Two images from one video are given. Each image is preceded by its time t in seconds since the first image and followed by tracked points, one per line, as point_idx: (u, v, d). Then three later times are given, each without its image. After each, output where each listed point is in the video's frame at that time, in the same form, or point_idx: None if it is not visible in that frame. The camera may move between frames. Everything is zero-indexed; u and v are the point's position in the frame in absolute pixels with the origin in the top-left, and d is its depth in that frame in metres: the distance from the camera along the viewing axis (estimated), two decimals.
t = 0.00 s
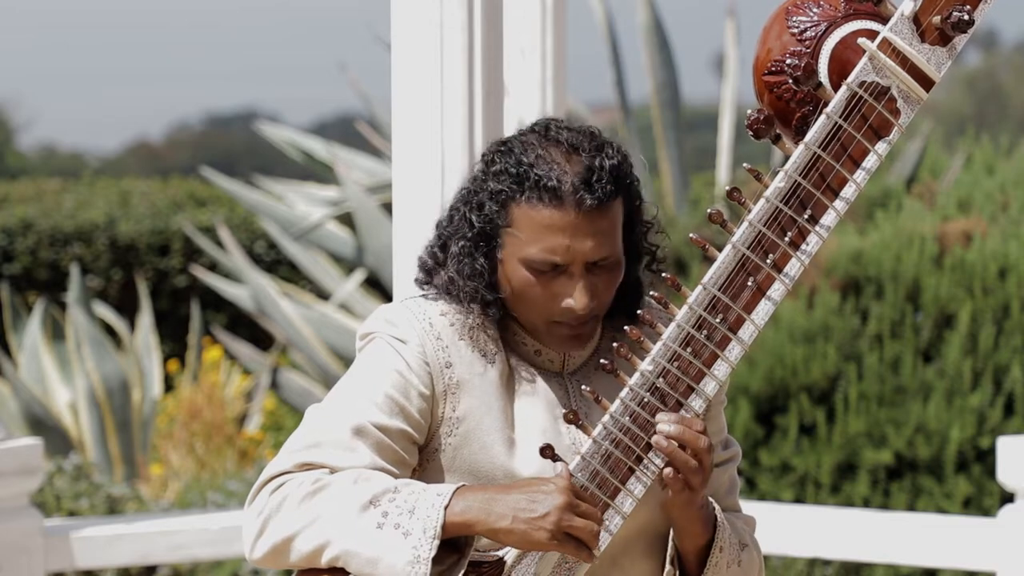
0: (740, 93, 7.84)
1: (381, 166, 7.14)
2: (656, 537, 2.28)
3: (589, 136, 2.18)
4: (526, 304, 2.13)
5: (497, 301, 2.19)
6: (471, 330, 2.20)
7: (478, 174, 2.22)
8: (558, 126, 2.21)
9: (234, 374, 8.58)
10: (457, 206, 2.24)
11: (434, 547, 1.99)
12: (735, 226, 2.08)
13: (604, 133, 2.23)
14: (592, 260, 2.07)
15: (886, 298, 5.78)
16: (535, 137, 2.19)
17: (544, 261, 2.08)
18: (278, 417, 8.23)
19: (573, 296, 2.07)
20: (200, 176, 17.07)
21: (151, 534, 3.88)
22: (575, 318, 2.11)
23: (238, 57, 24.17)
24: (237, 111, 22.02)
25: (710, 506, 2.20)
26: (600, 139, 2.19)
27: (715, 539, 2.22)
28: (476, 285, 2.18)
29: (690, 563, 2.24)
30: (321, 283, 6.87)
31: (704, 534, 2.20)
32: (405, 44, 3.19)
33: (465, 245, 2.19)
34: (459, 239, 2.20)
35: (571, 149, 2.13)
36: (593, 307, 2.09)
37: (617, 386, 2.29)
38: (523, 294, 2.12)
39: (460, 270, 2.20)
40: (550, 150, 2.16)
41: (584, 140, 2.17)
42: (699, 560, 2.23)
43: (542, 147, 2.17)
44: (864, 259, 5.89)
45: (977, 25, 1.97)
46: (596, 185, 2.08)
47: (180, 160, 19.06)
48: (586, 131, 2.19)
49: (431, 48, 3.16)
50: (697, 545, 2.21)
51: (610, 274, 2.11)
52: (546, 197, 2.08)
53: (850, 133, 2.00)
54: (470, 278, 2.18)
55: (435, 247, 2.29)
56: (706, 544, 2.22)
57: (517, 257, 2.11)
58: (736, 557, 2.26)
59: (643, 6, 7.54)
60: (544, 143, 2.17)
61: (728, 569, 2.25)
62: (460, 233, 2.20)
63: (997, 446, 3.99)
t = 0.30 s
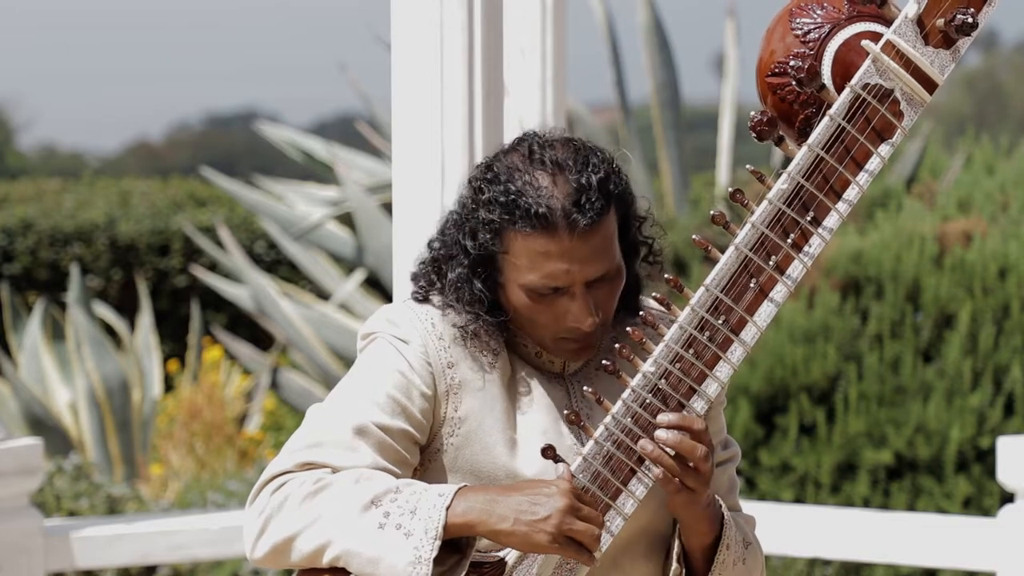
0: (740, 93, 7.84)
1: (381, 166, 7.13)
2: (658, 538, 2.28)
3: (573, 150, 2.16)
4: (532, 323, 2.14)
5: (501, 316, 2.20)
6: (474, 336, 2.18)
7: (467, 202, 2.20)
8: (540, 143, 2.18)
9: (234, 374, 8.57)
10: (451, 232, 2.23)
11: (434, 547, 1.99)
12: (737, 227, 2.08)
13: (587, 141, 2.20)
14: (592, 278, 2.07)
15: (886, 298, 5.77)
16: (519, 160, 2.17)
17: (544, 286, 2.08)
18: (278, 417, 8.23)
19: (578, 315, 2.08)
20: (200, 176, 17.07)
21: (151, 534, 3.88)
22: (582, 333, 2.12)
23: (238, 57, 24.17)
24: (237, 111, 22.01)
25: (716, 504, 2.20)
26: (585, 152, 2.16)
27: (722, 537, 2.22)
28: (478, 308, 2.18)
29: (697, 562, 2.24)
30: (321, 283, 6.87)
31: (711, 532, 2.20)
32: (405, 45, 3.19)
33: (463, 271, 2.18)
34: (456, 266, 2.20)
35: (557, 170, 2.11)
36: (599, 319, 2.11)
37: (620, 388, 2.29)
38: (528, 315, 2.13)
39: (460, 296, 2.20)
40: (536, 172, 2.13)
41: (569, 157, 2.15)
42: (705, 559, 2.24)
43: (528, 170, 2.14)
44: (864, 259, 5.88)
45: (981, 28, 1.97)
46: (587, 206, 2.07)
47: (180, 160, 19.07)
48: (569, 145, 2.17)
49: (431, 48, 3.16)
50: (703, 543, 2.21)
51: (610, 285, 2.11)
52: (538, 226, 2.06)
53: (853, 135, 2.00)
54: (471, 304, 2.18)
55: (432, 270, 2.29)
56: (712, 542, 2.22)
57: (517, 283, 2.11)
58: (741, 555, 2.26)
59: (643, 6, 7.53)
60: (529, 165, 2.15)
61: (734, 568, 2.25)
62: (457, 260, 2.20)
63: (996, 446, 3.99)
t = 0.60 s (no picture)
0: (740, 94, 7.84)
1: (381, 166, 7.13)
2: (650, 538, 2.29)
3: (579, 153, 2.14)
4: (533, 322, 2.15)
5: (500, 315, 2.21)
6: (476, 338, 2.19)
7: (471, 201, 2.19)
8: (546, 144, 2.17)
9: (234, 374, 8.57)
10: (455, 228, 2.23)
11: (433, 548, 1.99)
12: (735, 226, 2.08)
13: (592, 143, 2.19)
14: (594, 281, 2.07)
15: (886, 298, 5.78)
16: (525, 162, 2.15)
17: (546, 289, 2.08)
18: (278, 417, 8.23)
19: (576, 317, 2.09)
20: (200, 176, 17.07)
21: (151, 534, 3.87)
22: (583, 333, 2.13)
23: (238, 57, 24.18)
24: (237, 111, 22.01)
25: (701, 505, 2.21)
26: (591, 154, 2.15)
27: (705, 535, 2.22)
28: (478, 307, 2.18)
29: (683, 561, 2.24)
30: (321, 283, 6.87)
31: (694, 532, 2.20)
32: (405, 45, 3.19)
33: (465, 270, 2.18)
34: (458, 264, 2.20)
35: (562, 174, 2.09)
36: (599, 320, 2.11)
37: (617, 388, 2.30)
38: (528, 315, 2.13)
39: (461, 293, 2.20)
40: (542, 175, 2.12)
41: (575, 159, 2.13)
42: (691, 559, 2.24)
43: (533, 172, 2.12)
44: (864, 259, 5.88)
45: (978, 25, 1.97)
46: (591, 211, 2.06)
47: (180, 160, 19.07)
48: (575, 147, 2.15)
49: (431, 48, 3.16)
50: (688, 542, 2.21)
51: (612, 287, 2.12)
52: (542, 230, 2.05)
53: (850, 133, 2.00)
54: (472, 303, 2.18)
55: (434, 265, 2.28)
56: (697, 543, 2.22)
57: (519, 284, 2.11)
58: (728, 554, 2.25)
59: (643, 6, 7.53)
60: (535, 168, 2.13)
61: (720, 568, 2.25)
62: (459, 258, 2.19)
63: (997, 446, 3.98)
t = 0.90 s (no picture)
0: (740, 94, 7.84)
1: (381, 166, 7.14)
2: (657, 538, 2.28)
3: (579, 117, 2.21)
4: (541, 290, 2.12)
5: (503, 293, 2.19)
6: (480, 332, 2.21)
7: (474, 167, 2.21)
8: (545, 110, 2.23)
9: (234, 374, 8.57)
10: (457, 204, 2.24)
11: (433, 549, 1.99)
12: (734, 226, 2.08)
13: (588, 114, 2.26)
14: (606, 234, 2.08)
15: (886, 298, 5.77)
16: (528, 122, 2.21)
17: (559, 239, 2.08)
18: (279, 417, 8.22)
19: (592, 271, 2.07)
20: (200, 176, 17.07)
21: (151, 534, 3.87)
22: (592, 299, 2.11)
23: (238, 57, 24.17)
24: (237, 110, 22.00)
25: (712, 507, 2.19)
26: (590, 118, 2.21)
27: (717, 540, 2.21)
28: (485, 278, 2.18)
29: (693, 564, 2.23)
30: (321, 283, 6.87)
31: (705, 535, 2.18)
32: (404, 45, 3.19)
33: (471, 239, 2.18)
34: (463, 234, 2.20)
35: (568, 127, 2.15)
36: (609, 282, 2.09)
37: (616, 386, 2.29)
38: (538, 278, 2.11)
39: (466, 265, 2.20)
40: (546, 132, 2.17)
41: (576, 120, 2.19)
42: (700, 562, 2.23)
43: (537, 130, 2.18)
44: (864, 259, 5.88)
45: (975, 23, 1.97)
46: (600, 158, 2.11)
47: (180, 160, 19.07)
48: (575, 113, 2.22)
49: (431, 47, 3.16)
50: (699, 546, 2.20)
51: (621, 249, 2.12)
52: (554, 175, 2.09)
53: (848, 131, 2.00)
54: (479, 271, 2.18)
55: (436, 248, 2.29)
56: (707, 545, 2.21)
57: (530, 242, 2.11)
58: (738, 558, 2.25)
59: (643, 6, 7.53)
60: (538, 126, 2.19)
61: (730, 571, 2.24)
62: (464, 229, 2.20)
63: (997, 446, 3.98)
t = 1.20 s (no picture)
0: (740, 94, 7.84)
1: (381, 166, 7.14)
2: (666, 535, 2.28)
3: (568, 122, 2.20)
4: (533, 299, 2.14)
5: (501, 300, 2.19)
6: (476, 331, 2.20)
7: (464, 176, 2.21)
8: (534, 116, 2.22)
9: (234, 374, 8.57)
10: (449, 212, 2.24)
11: (434, 547, 1.99)
12: (735, 226, 2.08)
13: (580, 117, 2.25)
14: (594, 243, 2.09)
15: (886, 298, 5.77)
16: (516, 131, 2.20)
17: (546, 252, 2.09)
18: (279, 417, 8.22)
19: (581, 282, 2.09)
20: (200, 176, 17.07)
21: (151, 534, 3.87)
22: (583, 306, 2.12)
23: (238, 58, 24.18)
24: (237, 110, 22.00)
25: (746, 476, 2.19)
26: (580, 124, 2.20)
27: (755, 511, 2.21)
28: (479, 286, 2.18)
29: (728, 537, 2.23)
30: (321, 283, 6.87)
31: (742, 504, 2.18)
32: (405, 45, 3.19)
33: (463, 248, 2.19)
34: (456, 243, 2.20)
35: (554, 137, 2.14)
36: (599, 291, 2.11)
37: (616, 387, 2.29)
38: (530, 288, 2.13)
39: (460, 274, 2.20)
40: (534, 142, 2.17)
41: (565, 127, 2.18)
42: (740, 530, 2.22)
43: (525, 139, 2.17)
44: (864, 259, 5.88)
45: (977, 24, 1.97)
46: (586, 168, 2.11)
47: (180, 160, 19.07)
48: (563, 118, 2.21)
49: (431, 48, 3.16)
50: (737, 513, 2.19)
51: (611, 257, 2.13)
52: (539, 188, 2.09)
53: (849, 133, 2.00)
54: (473, 280, 2.18)
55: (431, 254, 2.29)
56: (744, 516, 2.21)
57: (518, 253, 2.12)
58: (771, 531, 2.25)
59: (643, 6, 7.53)
60: (526, 136, 2.18)
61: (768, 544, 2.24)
62: (456, 238, 2.20)
63: (996, 446, 3.98)
